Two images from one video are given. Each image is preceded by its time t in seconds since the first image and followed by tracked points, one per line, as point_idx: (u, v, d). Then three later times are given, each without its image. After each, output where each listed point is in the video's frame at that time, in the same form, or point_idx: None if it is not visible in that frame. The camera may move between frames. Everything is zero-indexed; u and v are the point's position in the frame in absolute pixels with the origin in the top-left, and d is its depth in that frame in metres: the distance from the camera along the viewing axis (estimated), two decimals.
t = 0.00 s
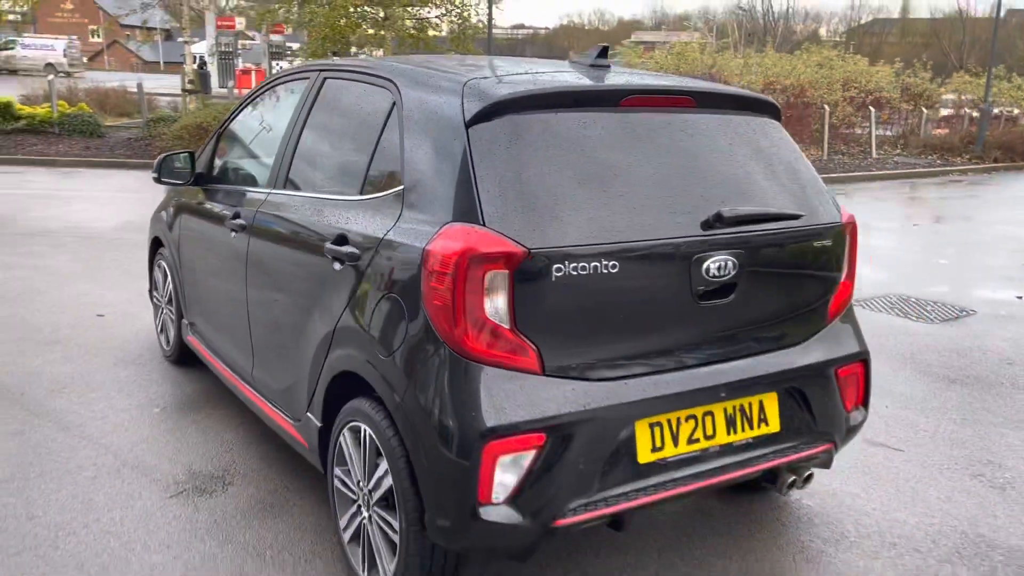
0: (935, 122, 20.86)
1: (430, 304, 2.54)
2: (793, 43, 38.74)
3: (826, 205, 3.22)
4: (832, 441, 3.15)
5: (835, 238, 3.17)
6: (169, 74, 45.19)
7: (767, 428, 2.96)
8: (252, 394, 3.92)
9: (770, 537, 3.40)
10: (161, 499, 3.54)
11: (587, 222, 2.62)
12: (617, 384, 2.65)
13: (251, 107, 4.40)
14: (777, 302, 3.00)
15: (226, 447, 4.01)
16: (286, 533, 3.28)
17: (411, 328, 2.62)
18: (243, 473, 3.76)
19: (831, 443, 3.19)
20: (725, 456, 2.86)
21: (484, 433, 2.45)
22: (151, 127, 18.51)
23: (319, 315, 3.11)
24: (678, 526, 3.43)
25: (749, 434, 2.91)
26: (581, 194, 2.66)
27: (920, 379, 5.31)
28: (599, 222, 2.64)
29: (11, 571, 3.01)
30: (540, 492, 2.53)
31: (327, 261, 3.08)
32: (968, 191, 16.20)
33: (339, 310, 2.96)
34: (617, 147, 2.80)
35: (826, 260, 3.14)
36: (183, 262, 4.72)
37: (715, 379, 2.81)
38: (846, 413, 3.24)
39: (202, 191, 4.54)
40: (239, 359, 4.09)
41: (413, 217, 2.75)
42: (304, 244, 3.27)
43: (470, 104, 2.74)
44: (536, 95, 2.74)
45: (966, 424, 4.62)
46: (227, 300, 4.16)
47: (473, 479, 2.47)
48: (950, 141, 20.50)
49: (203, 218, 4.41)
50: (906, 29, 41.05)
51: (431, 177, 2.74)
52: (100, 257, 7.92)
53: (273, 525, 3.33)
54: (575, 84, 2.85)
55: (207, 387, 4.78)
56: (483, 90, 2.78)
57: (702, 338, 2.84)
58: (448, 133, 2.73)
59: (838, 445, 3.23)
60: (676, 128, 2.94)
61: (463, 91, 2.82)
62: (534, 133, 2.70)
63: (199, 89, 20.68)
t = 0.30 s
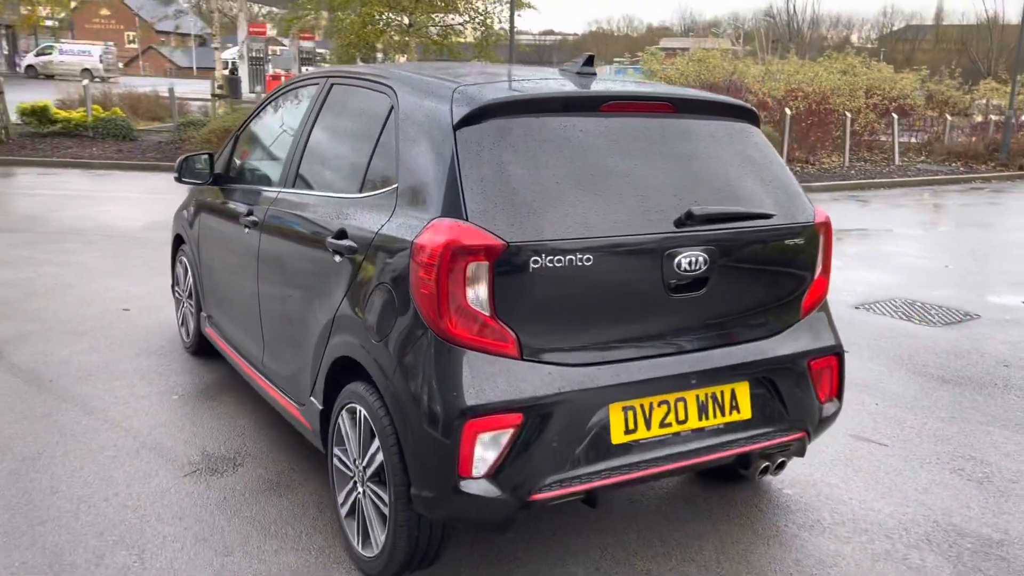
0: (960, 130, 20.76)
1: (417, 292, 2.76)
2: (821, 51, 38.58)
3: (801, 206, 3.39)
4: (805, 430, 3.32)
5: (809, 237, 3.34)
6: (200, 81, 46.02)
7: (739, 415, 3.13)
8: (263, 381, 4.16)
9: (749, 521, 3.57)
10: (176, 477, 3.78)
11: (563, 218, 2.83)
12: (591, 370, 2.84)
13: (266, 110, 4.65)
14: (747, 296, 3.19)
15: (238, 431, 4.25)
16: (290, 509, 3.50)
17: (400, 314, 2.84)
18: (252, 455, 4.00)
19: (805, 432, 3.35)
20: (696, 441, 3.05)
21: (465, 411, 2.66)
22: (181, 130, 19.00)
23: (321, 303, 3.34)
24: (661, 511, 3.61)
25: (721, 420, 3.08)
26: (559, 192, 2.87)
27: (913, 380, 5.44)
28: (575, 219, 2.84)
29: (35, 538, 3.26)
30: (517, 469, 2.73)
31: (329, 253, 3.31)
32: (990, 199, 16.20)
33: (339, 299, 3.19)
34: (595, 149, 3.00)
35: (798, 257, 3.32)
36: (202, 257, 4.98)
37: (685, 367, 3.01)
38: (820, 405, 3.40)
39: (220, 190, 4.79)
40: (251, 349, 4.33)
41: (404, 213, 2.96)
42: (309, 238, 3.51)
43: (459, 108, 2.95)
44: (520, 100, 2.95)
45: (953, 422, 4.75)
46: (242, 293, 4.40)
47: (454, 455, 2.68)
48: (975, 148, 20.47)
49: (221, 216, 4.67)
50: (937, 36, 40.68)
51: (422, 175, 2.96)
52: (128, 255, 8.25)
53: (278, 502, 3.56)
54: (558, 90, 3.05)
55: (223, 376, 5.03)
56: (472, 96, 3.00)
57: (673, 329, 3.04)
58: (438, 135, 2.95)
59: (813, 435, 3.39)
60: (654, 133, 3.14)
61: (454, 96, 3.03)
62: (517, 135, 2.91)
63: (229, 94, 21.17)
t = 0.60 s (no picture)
0: (991, 136, 20.55)
1: (415, 286, 2.93)
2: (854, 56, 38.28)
3: (789, 208, 3.53)
4: (791, 423, 3.45)
5: (796, 238, 3.48)
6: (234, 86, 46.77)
7: (724, 408, 3.27)
8: (278, 372, 4.35)
9: (738, 512, 3.70)
10: (193, 462, 3.99)
11: (553, 217, 2.99)
12: (579, 361, 3.00)
13: (286, 115, 4.87)
14: (733, 294, 3.33)
15: (254, 420, 4.46)
16: (300, 493, 3.69)
17: (400, 306, 3.02)
18: (267, 442, 4.20)
19: (792, 425, 3.48)
20: (682, 430, 3.19)
21: (457, 397, 2.83)
22: (214, 134, 19.45)
23: (331, 296, 3.52)
24: (653, 501, 3.76)
25: (707, 412, 3.23)
26: (550, 193, 3.03)
27: (917, 382, 5.52)
28: (564, 218, 3.01)
29: (60, 514, 3.48)
30: (507, 453, 2.90)
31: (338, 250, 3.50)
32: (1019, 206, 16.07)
33: (346, 292, 3.37)
34: (586, 153, 3.15)
35: (785, 258, 3.45)
36: (224, 256, 5.20)
37: (671, 360, 3.16)
38: (806, 400, 3.52)
39: (241, 191, 5.01)
40: (268, 342, 4.53)
41: (405, 211, 3.15)
42: (322, 236, 3.70)
43: (458, 113, 3.12)
44: (515, 105, 3.12)
45: (951, 423, 4.84)
46: (260, 289, 4.61)
47: (447, 438, 2.85)
48: (1006, 155, 20.26)
49: (242, 215, 4.89)
50: (974, 41, 40.13)
51: (422, 176, 3.13)
52: (158, 254, 8.55)
53: (289, 486, 3.76)
54: (553, 97, 3.21)
55: (243, 369, 5.25)
56: (471, 102, 3.17)
57: (660, 324, 3.19)
58: (438, 138, 3.12)
59: (799, 428, 3.52)
60: (645, 137, 3.29)
61: (453, 102, 3.21)
62: (511, 139, 3.07)
63: (261, 99, 21.57)
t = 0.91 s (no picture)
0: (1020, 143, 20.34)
1: (408, 278, 3.09)
2: (885, 62, 37.96)
3: (775, 208, 3.64)
4: (774, 416, 3.56)
5: (780, 237, 3.59)
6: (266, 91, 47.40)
7: (707, 399, 3.39)
8: (287, 363, 4.53)
9: (725, 502, 3.82)
10: (205, 447, 4.19)
11: (538, 214, 3.14)
12: (563, 352, 3.15)
13: (301, 116, 5.05)
14: (717, 290, 3.45)
15: (265, 409, 4.65)
16: (304, 477, 3.87)
17: (395, 298, 3.17)
18: (276, 430, 4.38)
19: (775, 418, 3.59)
20: (664, 421, 3.31)
21: (445, 383, 2.98)
22: (243, 138, 19.81)
23: (334, 290, 3.69)
24: (643, 491, 3.88)
25: (690, 403, 3.35)
26: (536, 192, 3.17)
27: (917, 383, 5.59)
28: (548, 215, 3.15)
29: (77, 492, 3.68)
30: (493, 438, 3.05)
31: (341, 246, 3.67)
32: None
33: (348, 286, 3.53)
34: (574, 153, 3.30)
35: (767, 256, 3.56)
36: (240, 253, 5.40)
37: (652, 353, 3.29)
38: (791, 394, 3.63)
39: (256, 190, 5.21)
40: (278, 335, 4.72)
41: (401, 207, 3.31)
42: (328, 233, 3.88)
43: (451, 116, 3.28)
44: (506, 107, 3.27)
45: (948, 423, 4.91)
46: (272, 284, 4.79)
47: (436, 423, 3.00)
48: None
49: (257, 214, 5.08)
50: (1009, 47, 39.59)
51: (416, 176, 3.30)
52: (183, 252, 8.81)
53: (293, 470, 3.94)
54: (541, 99, 3.35)
55: (257, 362, 5.45)
56: (464, 104, 3.33)
57: (643, 318, 3.33)
58: (432, 138, 3.28)
59: (783, 422, 3.63)
60: (632, 139, 3.42)
61: (448, 105, 3.37)
62: (501, 139, 3.22)
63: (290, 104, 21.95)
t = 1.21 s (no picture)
0: None
1: (397, 279, 3.21)
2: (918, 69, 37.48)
3: (761, 212, 3.73)
4: (759, 417, 3.64)
5: (764, 241, 3.68)
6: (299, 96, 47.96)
7: (690, 399, 3.48)
8: (293, 361, 4.68)
9: (712, 501, 3.90)
10: (212, 440, 4.35)
11: (522, 217, 3.25)
12: (546, 351, 3.26)
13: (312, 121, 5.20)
14: (701, 292, 3.54)
15: (272, 406, 4.81)
16: (304, 470, 4.01)
17: (386, 296, 3.30)
18: (281, 425, 4.54)
19: (760, 419, 3.67)
20: (648, 419, 3.41)
21: (431, 378, 3.10)
22: (271, 143, 20.12)
23: (333, 288, 3.82)
24: (633, 489, 3.97)
25: (673, 403, 3.44)
26: (522, 195, 3.28)
27: (919, 389, 5.62)
28: (532, 219, 3.26)
29: (87, 481, 3.85)
30: (477, 433, 3.17)
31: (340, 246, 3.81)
32: None
33: (345, 285, 3.67)
34: (560, 158, 3.40)
35: (751, 261, 3.64)
36: (253, 254, 5.56)
37: (635, 353, 3.39)
38: (776, 396, 3.71)
39: (269, 193, 5.37)
40: (285, 333, 4.87)
41: (393, 210, 3.44)
42: (329, 235, 4.02)
43: (442, 122, 3.40)
44: (495, 114, 3.38)
45: (945, 429, 4.93)
46: (281, 284, 4.94)
47: (422, 417, 3.12)
48: None
49: (269, 216, 5.25)
50: None
51: (408, 180, 3.42)
52: (206, 254, 9.03)
53: (294, 464, 4.08)
54: (530, 107, 3.47)
55: (268, 360, 5.62)
56: (456, 111, 3.44)
57: (626, 319, 3.43)
58: (423, 144, 3.41)
59: (769, 423, 3.71)
60: (619, 145, 3.52)
61: (440, 112, 3.49)
62: (488, 145, 3.34)
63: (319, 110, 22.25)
